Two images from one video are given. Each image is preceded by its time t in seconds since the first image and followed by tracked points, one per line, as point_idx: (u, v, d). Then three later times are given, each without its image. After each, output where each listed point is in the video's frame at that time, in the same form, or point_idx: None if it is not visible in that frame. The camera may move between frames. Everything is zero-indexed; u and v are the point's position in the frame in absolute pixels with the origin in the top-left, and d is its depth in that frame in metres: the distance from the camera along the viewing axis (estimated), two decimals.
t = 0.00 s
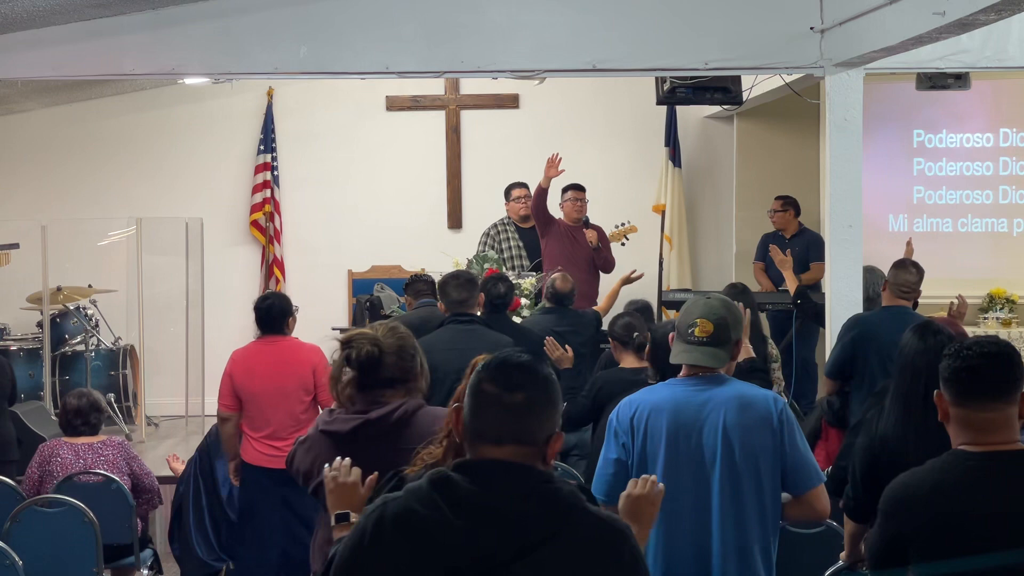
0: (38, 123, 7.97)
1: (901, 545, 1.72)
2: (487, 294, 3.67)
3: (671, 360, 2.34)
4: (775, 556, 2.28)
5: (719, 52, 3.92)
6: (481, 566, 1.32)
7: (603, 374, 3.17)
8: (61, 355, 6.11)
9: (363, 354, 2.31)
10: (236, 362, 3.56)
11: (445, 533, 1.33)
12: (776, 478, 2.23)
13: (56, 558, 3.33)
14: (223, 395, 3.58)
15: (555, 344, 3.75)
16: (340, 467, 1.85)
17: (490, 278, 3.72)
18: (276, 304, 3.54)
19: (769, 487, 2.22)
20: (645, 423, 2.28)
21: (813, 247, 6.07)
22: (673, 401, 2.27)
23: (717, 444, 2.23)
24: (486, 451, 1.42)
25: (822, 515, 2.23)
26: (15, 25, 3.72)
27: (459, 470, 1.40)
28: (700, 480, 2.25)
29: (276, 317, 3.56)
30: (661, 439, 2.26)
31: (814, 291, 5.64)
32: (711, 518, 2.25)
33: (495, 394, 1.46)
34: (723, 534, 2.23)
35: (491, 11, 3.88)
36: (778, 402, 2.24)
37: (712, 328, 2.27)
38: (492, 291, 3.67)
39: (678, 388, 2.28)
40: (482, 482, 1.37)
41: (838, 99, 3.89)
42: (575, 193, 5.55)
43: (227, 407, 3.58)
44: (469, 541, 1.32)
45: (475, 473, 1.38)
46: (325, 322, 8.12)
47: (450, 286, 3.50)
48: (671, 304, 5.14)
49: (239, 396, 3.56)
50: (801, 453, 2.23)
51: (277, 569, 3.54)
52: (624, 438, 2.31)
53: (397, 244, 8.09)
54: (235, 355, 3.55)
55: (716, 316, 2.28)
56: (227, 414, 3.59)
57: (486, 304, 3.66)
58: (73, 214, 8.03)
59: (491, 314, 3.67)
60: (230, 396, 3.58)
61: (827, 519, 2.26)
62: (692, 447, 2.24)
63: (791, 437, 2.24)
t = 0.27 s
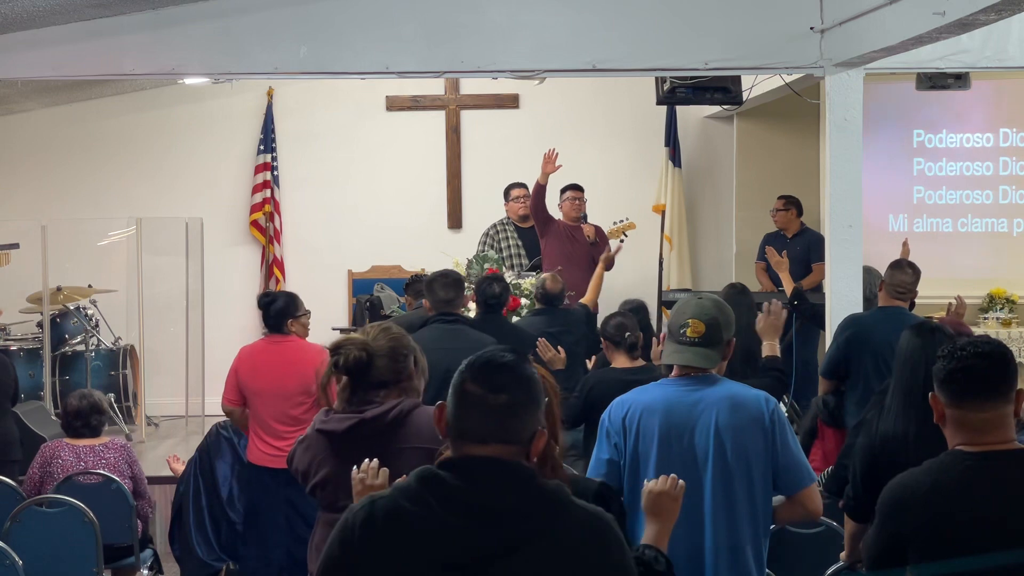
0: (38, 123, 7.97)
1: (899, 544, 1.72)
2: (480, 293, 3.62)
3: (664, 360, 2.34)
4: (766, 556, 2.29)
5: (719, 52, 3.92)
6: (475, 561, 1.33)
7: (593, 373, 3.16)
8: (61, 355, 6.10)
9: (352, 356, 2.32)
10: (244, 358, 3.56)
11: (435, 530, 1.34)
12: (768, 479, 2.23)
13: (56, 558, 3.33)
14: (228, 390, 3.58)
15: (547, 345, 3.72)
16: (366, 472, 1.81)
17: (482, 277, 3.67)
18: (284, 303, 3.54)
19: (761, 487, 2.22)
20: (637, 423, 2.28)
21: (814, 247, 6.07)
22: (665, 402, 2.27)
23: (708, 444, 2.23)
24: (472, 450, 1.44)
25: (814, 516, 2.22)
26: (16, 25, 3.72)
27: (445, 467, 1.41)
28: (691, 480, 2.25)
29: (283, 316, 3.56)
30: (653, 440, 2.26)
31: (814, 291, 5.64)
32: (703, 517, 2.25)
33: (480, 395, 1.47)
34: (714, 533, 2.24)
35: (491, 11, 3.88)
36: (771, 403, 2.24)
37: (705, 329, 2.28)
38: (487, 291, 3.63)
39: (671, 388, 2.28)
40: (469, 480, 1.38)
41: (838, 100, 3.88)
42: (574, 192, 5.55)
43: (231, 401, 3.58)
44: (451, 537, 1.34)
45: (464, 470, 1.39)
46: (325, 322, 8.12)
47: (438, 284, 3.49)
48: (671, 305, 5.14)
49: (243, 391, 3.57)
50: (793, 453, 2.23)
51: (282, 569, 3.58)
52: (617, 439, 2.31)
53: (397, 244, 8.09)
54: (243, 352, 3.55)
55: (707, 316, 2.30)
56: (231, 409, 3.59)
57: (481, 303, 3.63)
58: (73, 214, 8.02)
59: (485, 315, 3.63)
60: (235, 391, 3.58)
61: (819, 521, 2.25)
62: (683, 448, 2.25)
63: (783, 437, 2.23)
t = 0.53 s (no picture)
0: (38, 123, 7.97)
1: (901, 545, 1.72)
2: (477, 293, 3.62)
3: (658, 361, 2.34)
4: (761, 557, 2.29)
5: (719, 52, 3.92)
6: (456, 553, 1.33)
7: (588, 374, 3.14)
8: (61, 355, 6.11)
9: (355, 360, 2.38)
10: (246, 359, 3.57)
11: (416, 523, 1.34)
12: (762, 478, 2.23)
13: (56, 558, 3.33)
14: (233, 390, 3.60)
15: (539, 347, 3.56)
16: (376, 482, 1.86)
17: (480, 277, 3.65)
18: (286, 303, 3.54)
19: (755, 486, 2.23)
20: (633, 423, 2.28)
21: (815, 248, 6.07)
22: (660, 402, 2.27)
23: (703, 444, 2.23)
24: (446, 445, 1.44)
25: (808, 516, 2.23)
26: (16, 25, 3.72)
27: (423, 466, 1.41)
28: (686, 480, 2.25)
29: (286, 317, 3.56)
30: (648, 440, 2.26)
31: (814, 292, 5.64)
32: (698, 517, 2.26)
33: (455, 392, 1.47)
34: (709, 533, 2.24)
35: (491, 11, 3.88)
36: (765, 403, 2.24)
37: (699, 329, 2.28)
38: (485, 291, 3.62)
39: (666, 389, 2.28)
40: (448, 474, 1.38)
41: (838, 100, 3.88)
42: (574, 192, 5.56)
43: (238, 399, 3.61)
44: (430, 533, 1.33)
45: (444, 468, 1.39)
46: (325, 322, 8.12)
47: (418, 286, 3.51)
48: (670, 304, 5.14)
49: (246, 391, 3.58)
50: (787, 453, 2.23)
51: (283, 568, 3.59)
52: (612, 439, 2.31)
53: (397, 244, 8.09)
54: (246, 352, 3.56)
55: (702, 317, 2.29)
56: (238, 406, 3.62)
57: (478, 303, 3.63)
58: (73, 213, 8.02)
59: (483, 314, 3.64)
60: (240, 390, 3.60)
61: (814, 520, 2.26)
62: (678, 448, 2.25)
63: (778, 437, 2.23)
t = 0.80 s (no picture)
0: (38, 123, 7.97)
1: (910, 548, 1.71)
2: (479, 293, 3.63)
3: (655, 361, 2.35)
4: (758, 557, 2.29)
5: (719, 52, 3.92)
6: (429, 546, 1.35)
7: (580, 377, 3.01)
8: (61, 355, 6.13)
9: (366, 363, 2.39)
10: (247, 359, 3.59)
11: (390, 521, 1.36)
12: (758, 479, 2.23)
13: (55, 559, 3.33)
14: (235, 390, 3.65)
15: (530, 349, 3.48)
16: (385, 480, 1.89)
17: (481, 276, 3.66)
18: (287, 304, 3.55)
19: (751, 487, 2.22)
20: (629, 424, 2.28)
21: (817, 248, 6.07)
22: (656, 403, 2.27)
23: (699, 444, 2.23)
24: (415, 442, 1.45)
25: (804, 517, 2.23)
26: (16, 25, 3.72)
27: (395, 463, 1.42)
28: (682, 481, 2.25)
29: (286, 317, 3.57)
30: (644, 440, 2.26)
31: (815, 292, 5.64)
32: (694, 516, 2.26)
33: (418, 388, 1.48)
34: (705, 532, 2.25)
35: (491, 11, 3.88)
36: (761, 403, 2.23)
37: (695, 329, 2.29)
38: (487, 290, 3.64)
39: (663, 389, 2.28)
40: (422, 470, 1.39)
41: (838, 100, 3.89)
42: (574, 192, 5.55)
43: (240, 399, 3.65)
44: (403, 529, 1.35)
45: (418, 464, 1.40)
46: (325, 322, 8.12)
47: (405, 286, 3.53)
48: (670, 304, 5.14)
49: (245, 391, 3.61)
50: (784, 454, 2.23)
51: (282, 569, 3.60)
52: (609, 439, 2.31)
53: (397, 244, 8.09)
54: (246, 352, 3.58)
55: (698, 317, 2.31)
56: (239, 407, 3.66)
57: (480, 302, 3.64)
58: (73, 213, 8.02)
59: (484, 314, 3.65)
60: (240, 390, 3.64)
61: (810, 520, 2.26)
62: (675, 448, 2.25)
63: (774, 438, 2.23)
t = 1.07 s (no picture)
0: (38, 123, 7.97)
1: (936, 544, 1.89)
2: (482, 293, 3.60)
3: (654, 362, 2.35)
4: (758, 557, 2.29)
5: (719, 52, 3.92)
6: (412, 539, 1.39)
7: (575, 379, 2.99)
8: (61, 355, 6.09)
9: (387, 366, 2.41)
10: (244, 359, 3.59)
11: (373, 516, 1.40)
12: (756, 480, 2.23)
13: (55, 559, 3.33)
14: (233, 391, 3.65)
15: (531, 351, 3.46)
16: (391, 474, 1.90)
17: (485, 276, 3.63)
18: (286, 304, 3.54)
19: (749, 487, 2.22)
20: (629, 424, 2.28)
21: (817, 247, 6.07)
22: (655, 404, 2.27)
23: (698, 445, 2.23)
24: (389, 440, 1.48)
25: (802, 517, 2.22)
26: (16, 25, 3.72)
27: (374, 463, 1.46)
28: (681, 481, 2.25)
29: (285, 317, 3.56)
30: (644, 441, 2.26)
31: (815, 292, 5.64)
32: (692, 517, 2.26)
33: (385, 389, 1.50)
34: (703, 532, 2.25)
35: (491, 11, 3.88)
36: (759, 404, 2.23)
37: (694, 330, 2.29)
38: (490, 290, 3.61)
39: (661, 390, 2.28)
40: (403, 467, 1.43)
41: (838, 100, 3.89)
42: (574, 193, 5.56)
43: (238, 400, 3.65)
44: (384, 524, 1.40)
45: (399, 463, 1.44)
46: (325, 322, 8.11)
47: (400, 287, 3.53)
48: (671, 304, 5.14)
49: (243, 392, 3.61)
50: (782, 454, 2.22)
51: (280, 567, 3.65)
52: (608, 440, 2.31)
53: (397, 244, 8.09)
54: (244, 353, 3.58)
55: (697, 318, 2.31)
56: (238, 408, 3.66)
57: (483, 303, 3.61)
58: (73, 214, 8.02)
59: (488, 314, 3.62)
60: (237, 391, 3.64)
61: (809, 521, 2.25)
62: (674, 449, 2.25)
63: (772, 438, 2.22)
